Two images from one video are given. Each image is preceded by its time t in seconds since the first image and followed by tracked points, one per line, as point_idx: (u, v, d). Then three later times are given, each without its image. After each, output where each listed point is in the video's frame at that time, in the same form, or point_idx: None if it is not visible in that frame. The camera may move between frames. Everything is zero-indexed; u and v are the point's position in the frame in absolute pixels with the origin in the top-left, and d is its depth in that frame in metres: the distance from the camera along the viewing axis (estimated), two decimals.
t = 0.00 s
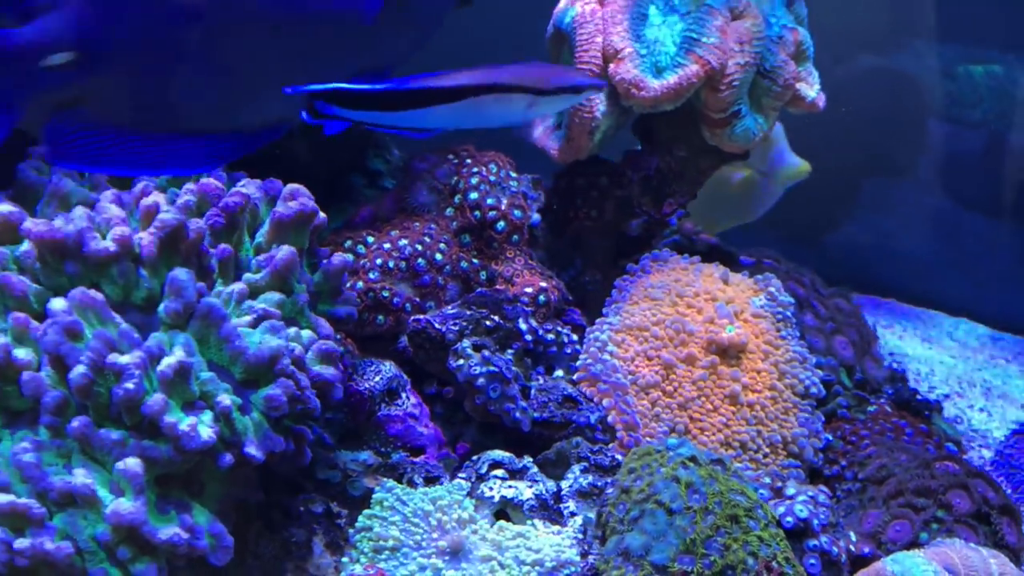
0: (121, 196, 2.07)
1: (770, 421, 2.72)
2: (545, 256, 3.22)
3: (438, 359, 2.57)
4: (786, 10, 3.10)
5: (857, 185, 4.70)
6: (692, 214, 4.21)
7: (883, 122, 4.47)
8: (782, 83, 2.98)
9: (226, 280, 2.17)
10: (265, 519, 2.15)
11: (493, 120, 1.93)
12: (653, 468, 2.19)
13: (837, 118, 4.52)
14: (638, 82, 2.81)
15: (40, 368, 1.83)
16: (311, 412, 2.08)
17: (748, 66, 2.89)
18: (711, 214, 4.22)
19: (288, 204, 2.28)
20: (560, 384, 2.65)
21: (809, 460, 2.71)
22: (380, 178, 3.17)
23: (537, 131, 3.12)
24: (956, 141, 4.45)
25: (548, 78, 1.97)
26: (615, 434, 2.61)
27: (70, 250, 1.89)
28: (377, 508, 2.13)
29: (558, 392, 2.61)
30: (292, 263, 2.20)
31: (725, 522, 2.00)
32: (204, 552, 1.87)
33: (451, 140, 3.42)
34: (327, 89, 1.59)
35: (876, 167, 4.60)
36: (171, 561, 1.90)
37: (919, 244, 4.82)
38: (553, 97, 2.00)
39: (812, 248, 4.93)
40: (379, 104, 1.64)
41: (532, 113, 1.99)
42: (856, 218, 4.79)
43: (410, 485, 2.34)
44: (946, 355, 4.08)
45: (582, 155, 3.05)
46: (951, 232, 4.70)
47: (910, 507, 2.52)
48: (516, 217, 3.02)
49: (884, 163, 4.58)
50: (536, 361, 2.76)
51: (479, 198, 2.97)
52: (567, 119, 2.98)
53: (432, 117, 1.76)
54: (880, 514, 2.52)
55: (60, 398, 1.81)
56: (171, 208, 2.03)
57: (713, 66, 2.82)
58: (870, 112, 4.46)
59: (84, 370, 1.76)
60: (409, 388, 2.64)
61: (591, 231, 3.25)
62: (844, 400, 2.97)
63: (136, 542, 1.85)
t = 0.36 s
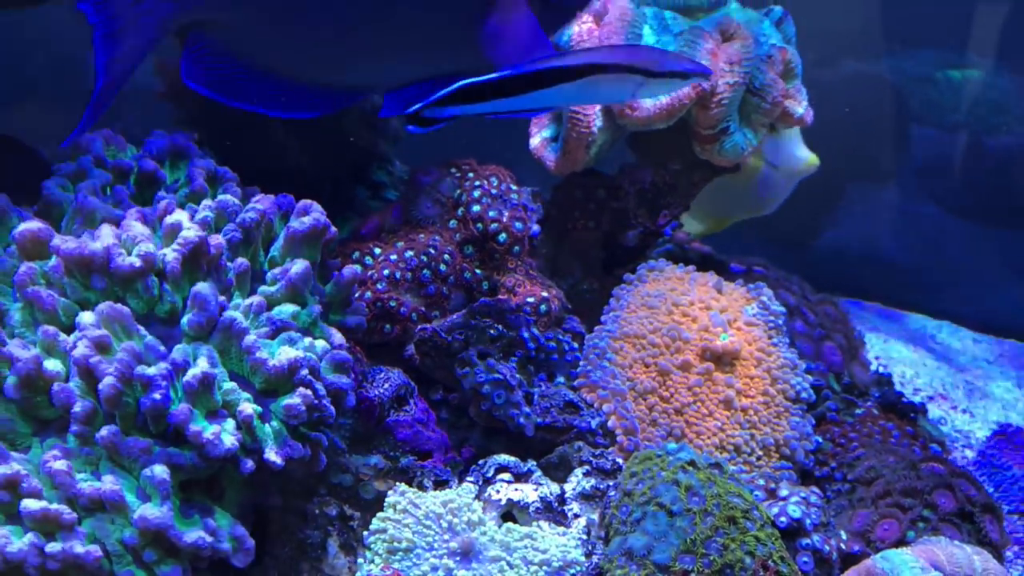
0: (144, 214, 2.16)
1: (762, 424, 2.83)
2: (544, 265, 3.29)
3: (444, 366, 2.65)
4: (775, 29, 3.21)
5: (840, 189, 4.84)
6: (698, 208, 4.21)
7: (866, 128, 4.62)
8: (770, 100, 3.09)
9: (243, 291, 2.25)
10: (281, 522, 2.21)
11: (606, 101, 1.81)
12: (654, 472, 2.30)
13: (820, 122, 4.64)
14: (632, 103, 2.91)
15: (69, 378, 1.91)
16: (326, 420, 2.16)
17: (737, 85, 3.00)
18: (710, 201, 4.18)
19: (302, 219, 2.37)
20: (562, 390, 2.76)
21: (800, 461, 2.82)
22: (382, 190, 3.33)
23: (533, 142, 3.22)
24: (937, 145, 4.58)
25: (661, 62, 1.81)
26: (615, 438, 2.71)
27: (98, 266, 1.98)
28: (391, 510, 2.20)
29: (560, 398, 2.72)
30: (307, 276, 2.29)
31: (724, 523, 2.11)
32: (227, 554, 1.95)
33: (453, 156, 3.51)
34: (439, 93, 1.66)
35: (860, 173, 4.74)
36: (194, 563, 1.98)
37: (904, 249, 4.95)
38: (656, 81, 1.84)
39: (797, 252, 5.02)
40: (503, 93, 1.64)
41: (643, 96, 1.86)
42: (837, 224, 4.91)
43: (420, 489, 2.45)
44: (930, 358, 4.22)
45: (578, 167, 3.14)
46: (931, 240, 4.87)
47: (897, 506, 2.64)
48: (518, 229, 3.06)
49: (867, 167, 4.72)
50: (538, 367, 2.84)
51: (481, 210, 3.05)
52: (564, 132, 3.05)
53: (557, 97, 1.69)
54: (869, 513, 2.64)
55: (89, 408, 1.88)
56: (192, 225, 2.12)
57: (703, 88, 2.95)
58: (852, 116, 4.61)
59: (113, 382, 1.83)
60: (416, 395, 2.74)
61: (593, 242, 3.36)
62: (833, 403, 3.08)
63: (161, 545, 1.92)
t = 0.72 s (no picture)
0: (157, 229, 2.26)
1: (748, 425, 2.94)
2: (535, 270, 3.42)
3: (442, 370, 2.76)
4: (758, 45, 3.30)
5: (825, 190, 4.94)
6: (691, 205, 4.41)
7: (846, 132, 4.78)
8: (753, 114, 3.17)
9: (251, 301, 2.35)
10: (287, 522, 2.32)
11: (673, 92, 1.97)
12: (645, 473, 2.42)
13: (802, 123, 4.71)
14: (622, 117, 3.03)
15: (87, 386, 2.00)
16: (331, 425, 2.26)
17: (723, 99, 3.08)
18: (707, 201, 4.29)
19: (306, 232, 2.47)
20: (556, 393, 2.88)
21: (784, 460, 2.93)
22: (381, 197, 3.42)
23: (527, 154, 3.30)
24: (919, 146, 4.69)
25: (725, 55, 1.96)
26: (608, 440, 2.80)
27: (113, 280, 2.09)
28: (393, 511, 2.29)
29: (553, 401, 2.85)
30: (311, 287, 2.39)
31: (711, 522, 2.22)
32: (238, 553, 2.04)
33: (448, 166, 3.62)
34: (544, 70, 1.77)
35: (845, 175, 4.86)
36: (206, 562, 2.08)
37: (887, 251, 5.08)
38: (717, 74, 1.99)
39: (780, 254, 5.16)
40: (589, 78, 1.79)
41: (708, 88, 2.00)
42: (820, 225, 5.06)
43: (420, 489, 2.51)
44: (911, 358, 4.35)
45: (571, 178, 3.24)
46: (914, 241, 4.94)
47: (877, 503, 2.77)
48: (512, 237, 3.18)
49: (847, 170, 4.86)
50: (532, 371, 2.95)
51: (477, 219, 3.15)
52: (557, 146, 3.13)
53: (637, 85, 1.87)
54: (850, 510, 2.76)
55: (107, 415, 1.97)
56: (203, 239, 2.22)
57: (692, 103, 3.05)
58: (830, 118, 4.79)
59: (130, 391, 1.92)
60: (415, 399, 2.83)
61: (584, 249, 3.46)
62: (815, 404, 3.21)
63: (175, 545, 2.02)
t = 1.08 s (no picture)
0: (152, 230, 2.28)
1: (742, 421, 2.97)
2: (529, 269, 3.45)
3: (437, 368, 2.79)
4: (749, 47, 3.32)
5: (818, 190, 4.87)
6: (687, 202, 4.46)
7: (845, 132, 4.73)
8: (743, 113, 3.19)
9: (246, 301, 2.36)
10: (284, 519, 2.35)
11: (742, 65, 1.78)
12: (639, 468, 2.43)
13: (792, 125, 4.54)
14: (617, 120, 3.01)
15: (83, 386, 2.01)
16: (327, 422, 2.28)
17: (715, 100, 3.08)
18: (719, 210, 4.05)
19: (301, 232, 2.49)
20: (550, 391, 2.88)
21: (778, 455, 2.95)
22: (375, 198, 3.46)
23: (522, 156, 3.29)
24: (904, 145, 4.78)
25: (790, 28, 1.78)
26: (603, 438, 2.81)
27: (109, 279, 2.11)
28: (390, 508, 2.32)
29: (548, 398, 2.85)
30: (307, 287, 2.40)
31: (705, 516, 2.24)
32: (236, 551, 2.05)
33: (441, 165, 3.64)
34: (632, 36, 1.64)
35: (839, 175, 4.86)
36: (202, 559, 2.09)
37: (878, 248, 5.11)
38: (783, 48, 1.80)
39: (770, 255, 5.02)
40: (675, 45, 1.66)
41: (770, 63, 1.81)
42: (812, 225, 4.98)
43: (415, 486, 2.52)
44: (902, 354, 4.38)
45: (568, 179, 3.25)
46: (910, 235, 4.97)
47: (868, 497, 2.80)
48: (506, 237, 3.15)
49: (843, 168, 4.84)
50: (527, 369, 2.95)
51: (471, 218, 3.16)
52: (554, 148, 3.15)
53: (716, 56, 1.71)
54: (842, 504, 2.79)
55: (104, 414, 1.98)
56: (199, 239, 2.24)
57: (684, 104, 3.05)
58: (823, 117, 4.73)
59: (127, 391, 1.93)
60: (411, 397, 2.85)
61: (577, 247, 3.49)
62: (808, 400, 3.21)
63: (172, 543, 2.03)
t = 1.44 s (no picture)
0: (140, 221, 2.30)
1: (731, 411, 2.97)
2: (521, 264, 3.40)
3: (426, 361, 2.79)
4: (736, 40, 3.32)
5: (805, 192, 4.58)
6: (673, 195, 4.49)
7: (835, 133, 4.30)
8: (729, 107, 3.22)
9: (235, 293, 2.36)
10: (273, 510, 2.36)
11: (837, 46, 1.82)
12: (627, 456, 2.46)
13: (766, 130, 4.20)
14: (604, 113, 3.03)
15: (71, 377, 2.02)
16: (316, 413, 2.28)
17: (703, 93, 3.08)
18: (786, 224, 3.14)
19: (290, 224, 2.50)
20: (539, 381, 2.91)
21: (766, 443, 2.96)
22: (365, 193, 3.39)
23: (512, 150, 3.31)
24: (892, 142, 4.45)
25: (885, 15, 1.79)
26: (592, 427, 2.84)
27: (97, 270, 2.12)
28: (379, 497, 2.32)
29: (537, 388, 2.88)
30: (295, 279, 2.41)
31: (692, 502, 2.27)
32: (225, 540, 2.06)
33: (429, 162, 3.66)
34: None
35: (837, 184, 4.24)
36: (191, 549, 2.10)
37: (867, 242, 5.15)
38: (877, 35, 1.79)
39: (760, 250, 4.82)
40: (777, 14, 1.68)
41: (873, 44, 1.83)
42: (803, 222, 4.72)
43: (405, 476, 2.53)
44: (890, 346, 4.42)
45: (556, 171, 3.26)
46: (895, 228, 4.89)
47: (856, 484, 2.82)
48: (496, 230, 3.18)
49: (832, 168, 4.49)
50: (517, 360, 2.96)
51: (460, 211, 3.18)
52: (542, 140, 3.16)
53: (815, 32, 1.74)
54: (830, 491, 2.80)
55: (92, 404, 1.99)
56: (187, 231, 2.26)
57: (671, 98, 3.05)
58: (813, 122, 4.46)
59: (115, 380, 1.95)
60: (401, 389, 2.86)
61: (566, 240, 3.49)
62: (796, 390, 3.28)
63: (161, 533, 2.03)
